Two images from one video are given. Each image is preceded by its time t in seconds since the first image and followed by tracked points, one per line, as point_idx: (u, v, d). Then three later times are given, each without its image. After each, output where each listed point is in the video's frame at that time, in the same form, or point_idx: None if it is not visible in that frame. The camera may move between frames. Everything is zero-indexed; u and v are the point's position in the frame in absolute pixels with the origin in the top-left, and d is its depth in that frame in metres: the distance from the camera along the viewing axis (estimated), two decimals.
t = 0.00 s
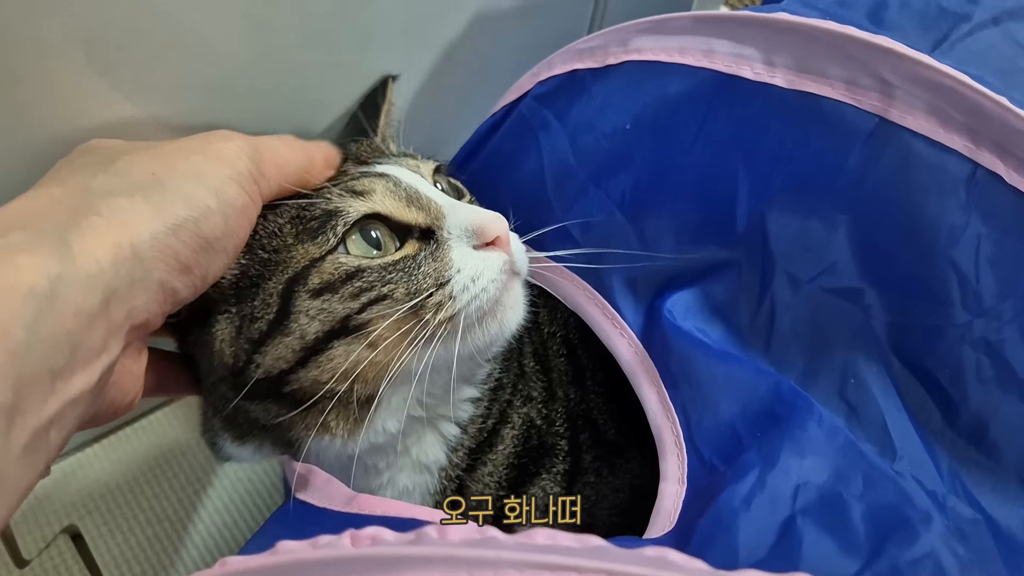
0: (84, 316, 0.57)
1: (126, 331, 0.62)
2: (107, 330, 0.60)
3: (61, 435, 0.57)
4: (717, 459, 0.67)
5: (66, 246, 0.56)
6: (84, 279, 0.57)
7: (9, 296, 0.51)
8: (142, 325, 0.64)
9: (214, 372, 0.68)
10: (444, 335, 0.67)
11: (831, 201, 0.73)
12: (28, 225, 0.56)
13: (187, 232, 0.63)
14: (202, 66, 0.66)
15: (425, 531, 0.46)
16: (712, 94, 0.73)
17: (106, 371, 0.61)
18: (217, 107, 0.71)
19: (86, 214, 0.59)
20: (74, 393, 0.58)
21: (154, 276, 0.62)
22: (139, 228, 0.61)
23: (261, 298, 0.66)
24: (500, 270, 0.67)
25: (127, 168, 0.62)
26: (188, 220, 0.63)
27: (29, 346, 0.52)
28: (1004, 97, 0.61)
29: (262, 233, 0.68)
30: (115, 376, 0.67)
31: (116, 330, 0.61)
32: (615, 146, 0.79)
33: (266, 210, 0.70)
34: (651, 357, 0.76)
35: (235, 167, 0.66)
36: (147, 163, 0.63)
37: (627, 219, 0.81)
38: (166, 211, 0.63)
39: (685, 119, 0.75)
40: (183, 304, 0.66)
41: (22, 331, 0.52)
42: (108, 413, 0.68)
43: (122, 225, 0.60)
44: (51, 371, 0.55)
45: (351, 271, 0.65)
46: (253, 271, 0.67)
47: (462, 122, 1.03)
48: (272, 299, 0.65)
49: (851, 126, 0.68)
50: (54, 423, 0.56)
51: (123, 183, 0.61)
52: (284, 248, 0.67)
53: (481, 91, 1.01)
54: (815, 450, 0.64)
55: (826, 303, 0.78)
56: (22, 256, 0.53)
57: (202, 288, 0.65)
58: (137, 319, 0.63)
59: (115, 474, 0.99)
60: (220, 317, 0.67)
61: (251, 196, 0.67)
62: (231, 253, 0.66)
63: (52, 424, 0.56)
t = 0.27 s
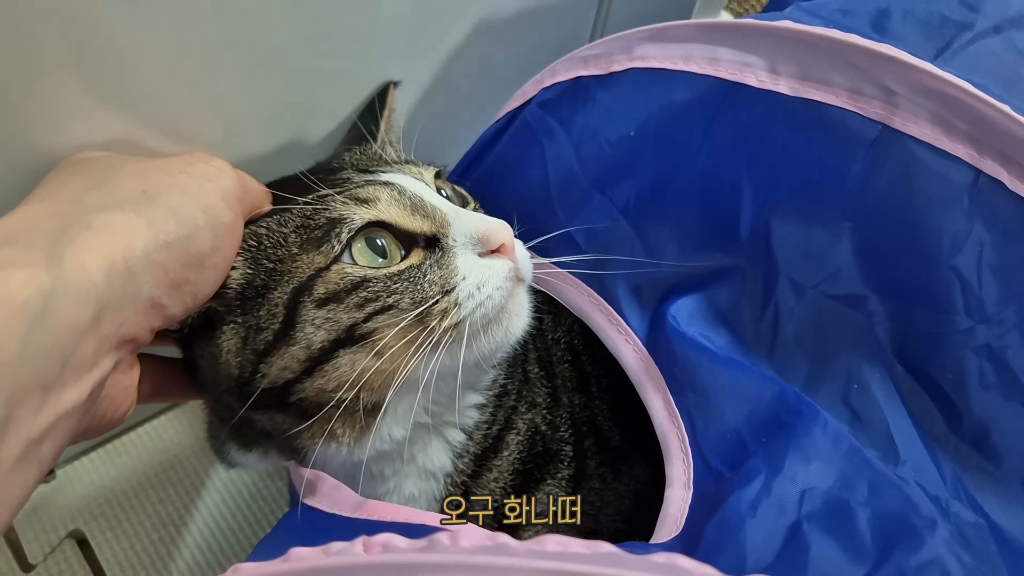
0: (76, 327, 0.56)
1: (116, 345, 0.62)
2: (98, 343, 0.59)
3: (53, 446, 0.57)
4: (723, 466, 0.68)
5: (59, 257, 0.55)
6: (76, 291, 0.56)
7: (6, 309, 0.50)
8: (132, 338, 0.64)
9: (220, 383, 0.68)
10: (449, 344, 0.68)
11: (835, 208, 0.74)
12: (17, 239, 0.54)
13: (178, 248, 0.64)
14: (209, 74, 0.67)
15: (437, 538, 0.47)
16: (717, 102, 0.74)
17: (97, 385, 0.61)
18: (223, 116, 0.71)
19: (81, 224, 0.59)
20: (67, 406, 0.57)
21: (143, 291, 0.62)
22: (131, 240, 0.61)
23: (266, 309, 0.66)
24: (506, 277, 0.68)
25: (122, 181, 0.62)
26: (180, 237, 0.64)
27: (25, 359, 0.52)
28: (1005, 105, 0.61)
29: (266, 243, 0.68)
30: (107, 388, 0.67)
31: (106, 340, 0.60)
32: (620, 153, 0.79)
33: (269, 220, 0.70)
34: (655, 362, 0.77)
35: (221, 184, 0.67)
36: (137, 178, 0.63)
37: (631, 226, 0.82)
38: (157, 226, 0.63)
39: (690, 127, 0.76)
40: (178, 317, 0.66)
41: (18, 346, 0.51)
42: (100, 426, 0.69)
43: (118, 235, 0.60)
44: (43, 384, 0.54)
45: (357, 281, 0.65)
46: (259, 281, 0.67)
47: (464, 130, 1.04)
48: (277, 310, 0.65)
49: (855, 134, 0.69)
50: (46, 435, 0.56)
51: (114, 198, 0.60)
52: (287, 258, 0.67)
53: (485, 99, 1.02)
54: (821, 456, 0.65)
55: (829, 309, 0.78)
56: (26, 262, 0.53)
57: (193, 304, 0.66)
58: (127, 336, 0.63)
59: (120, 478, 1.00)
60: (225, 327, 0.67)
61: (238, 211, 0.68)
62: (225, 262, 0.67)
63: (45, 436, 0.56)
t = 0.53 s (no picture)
0: (94, 349, 0.60)
1: (139, 360, 0.64)
2: (119, 361, 0.62)
3: (70, 462, 0.61)
4: (718, 469, 0.68)
5: (82, 275, 0.59)
6: (96, 312, 0.60)
7: (24, 330, 0.55)
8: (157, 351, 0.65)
9: (216, 380, 0.68)
10: (442, 343, 0.68)
11: (831, 211, 0.74)
12: (41, 256, 0.58)
13: (202, 262, 0.63)
14: (205, 79, 0.66)
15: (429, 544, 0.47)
16: (714, 105, 0.74)
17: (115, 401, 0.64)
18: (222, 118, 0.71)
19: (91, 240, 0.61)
20: (84, 425, 0.61)
21: (166, 305, 0.63)
22: (152, 255, 0.62)
23: (263, 304, 0.66)
24: (499, 275, 0.68)
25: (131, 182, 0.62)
26: (204, 250, 0.64)
27: (43, 376, 0.56)
28: (1000, 108, 0.61)
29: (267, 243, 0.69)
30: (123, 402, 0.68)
31: (130, 362, 0.63)
32: (617, 156, 0.79)
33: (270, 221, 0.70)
34: (653, 370, 0.77)
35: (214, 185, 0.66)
36: (163, 186, 0.64)
37: (629, 230, 0.82)
38: (181, 240, 0.64)
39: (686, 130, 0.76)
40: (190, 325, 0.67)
41: (36, 364, 0.56)
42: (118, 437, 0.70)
43: (137, 252, 0.62)
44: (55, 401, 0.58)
45: (353, 275, 0.65)
46: (256, 276, 0.68)
47: (463, 134, 1.04)
48: (274, 305, 0.65)
49: (851, 137, 0.69)
50: (65, 452, 0.60)
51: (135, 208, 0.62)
52: (286, 254, 0.67)
53: (483, 102, 1.02)
54: (816, 461, 0.64)
55: (826, 312, 0.78)
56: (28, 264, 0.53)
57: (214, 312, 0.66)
58: (150, 348, 0.65)
59: (118, 483, 1.00)
60: (222, 322, 0.68)
61: (272, 221, 0.66)
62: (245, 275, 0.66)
63: (63, 453, 0.60)
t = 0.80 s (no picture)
0: (87, 329, 0.55)
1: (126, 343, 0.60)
2: (108, 343, 0.58)
3: (58, 445, 0.55)
4: (723, 471, 0.67)
5: (72, 254, 0.55)
6: (90, 290, 0.55)
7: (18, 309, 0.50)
8: (142, 336, 0.61)
9: (215, 385, 0.67)
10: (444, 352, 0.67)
11: (835, 212, 0.73)
12: (32, 233, 0.54)
13: (191, 244, 0.62)
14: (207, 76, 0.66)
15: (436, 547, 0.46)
16: (719, 104, 0.73)
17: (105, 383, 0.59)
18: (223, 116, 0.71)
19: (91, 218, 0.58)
20: (72, 406, 0.55)
21: (155, 287, 0.60)
22: (143, 236, 0.59)
23: (264, 312, 0.65)
24: (503, 287, 0.68)
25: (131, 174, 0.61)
26: (191, 233, 0.62)
27: (33, 357, 0.51)
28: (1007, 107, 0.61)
29: (265, 243, 0.68)
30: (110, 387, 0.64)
31: (117, 344, 0.59)
32: (620, 156, 0.79)
33: (270, 220, 0.69)
34: (655, 366, 0.77)
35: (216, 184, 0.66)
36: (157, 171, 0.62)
37: (631, 231, 0.81)
38: (170, 223, 0.61)
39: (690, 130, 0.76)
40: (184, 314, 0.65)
41: (26, 344, 0.50)
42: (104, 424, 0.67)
43: (127, 232, 0.59)
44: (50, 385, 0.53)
45: (357, 287, 0.65)
46: (256, 284, 0.67)
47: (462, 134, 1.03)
48: (275, 313, 0.65)
49: (857, 137, 0.68)
50: (54, 433, 0.54)
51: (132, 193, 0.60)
52: (285, 262, 0.66)
53: (484, 103, 1.02)
54: (822, 462, 0.64)
55: (830, 313, 0.77)
56: (29, 261, 0.52)
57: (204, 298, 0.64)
58: (138, 333, 0.61)
59: (117, 483, 0.99)
60: (220, 329, 0.66)
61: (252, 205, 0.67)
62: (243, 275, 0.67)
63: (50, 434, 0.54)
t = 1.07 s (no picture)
0: (93, 342, 0.58)
1: (132, 357, 0.63)
2: (113, 354, 0.60)
3: (57, 455, 0.59)
4: (723, 465, 0.67)
5: (82, 262, 0.57)
6: (94, 304, 0.57)
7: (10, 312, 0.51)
8: (151, 347, 0.64)
9: (212, 373, 0.66)
10: (441, 340, 0.66)
11: (839, 204, 0.72)
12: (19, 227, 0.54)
13: (203, 256, 0.61)
14: (196, 69, 0.65)
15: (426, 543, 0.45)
16: (719, 95, 0.72)
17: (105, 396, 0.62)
18: (215, 109, 0.69)
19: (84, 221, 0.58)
20: (73, 421, 0.59)
21: (164, 302, 0.61)
22: (152, 251, 0.60)
23: (258, 299, 0.64)
24: (499, 271, 0.66)
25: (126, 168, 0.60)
26: (204, 244, 0.62)
27: (40, 367, 0.54)
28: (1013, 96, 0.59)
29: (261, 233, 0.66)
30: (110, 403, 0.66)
31: (125, 356, 0.62)
32: (620, 147, 0.77)
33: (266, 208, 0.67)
34: (655, 363, 0.75)
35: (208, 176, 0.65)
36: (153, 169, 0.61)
37: (632, 223, 0.80)
38: (182, 235, 0.62)
39: (691, 121, 0.74)
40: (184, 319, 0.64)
41: (34, 354, 0.53)
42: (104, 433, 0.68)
43: (139, 244, 0.60)
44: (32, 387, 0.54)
45: (351, 271, 0.63)
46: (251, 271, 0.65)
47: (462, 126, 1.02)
48: (269, 300, 0.63)
49: (860, 128, 0.67)
50: (53, 446, 0.58)
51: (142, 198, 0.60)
52: (281, 249, 0.65)
53: (484, 95, 1.01)
54: (825, 457, 0.63)
55: (833, 306, 0.76)
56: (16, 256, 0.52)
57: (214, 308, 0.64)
58: (145, 344, 0.63)
59: (110, 480, 0.98)
60: (218, 317, 0.65)
61: (277, 210, 0.64)
62: (245, 271, 0.64)
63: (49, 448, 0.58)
